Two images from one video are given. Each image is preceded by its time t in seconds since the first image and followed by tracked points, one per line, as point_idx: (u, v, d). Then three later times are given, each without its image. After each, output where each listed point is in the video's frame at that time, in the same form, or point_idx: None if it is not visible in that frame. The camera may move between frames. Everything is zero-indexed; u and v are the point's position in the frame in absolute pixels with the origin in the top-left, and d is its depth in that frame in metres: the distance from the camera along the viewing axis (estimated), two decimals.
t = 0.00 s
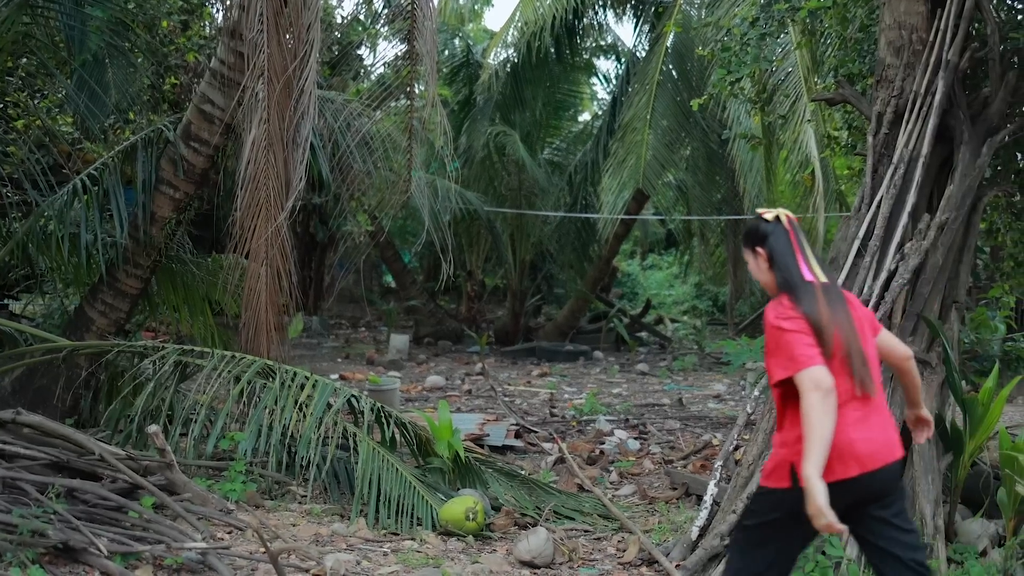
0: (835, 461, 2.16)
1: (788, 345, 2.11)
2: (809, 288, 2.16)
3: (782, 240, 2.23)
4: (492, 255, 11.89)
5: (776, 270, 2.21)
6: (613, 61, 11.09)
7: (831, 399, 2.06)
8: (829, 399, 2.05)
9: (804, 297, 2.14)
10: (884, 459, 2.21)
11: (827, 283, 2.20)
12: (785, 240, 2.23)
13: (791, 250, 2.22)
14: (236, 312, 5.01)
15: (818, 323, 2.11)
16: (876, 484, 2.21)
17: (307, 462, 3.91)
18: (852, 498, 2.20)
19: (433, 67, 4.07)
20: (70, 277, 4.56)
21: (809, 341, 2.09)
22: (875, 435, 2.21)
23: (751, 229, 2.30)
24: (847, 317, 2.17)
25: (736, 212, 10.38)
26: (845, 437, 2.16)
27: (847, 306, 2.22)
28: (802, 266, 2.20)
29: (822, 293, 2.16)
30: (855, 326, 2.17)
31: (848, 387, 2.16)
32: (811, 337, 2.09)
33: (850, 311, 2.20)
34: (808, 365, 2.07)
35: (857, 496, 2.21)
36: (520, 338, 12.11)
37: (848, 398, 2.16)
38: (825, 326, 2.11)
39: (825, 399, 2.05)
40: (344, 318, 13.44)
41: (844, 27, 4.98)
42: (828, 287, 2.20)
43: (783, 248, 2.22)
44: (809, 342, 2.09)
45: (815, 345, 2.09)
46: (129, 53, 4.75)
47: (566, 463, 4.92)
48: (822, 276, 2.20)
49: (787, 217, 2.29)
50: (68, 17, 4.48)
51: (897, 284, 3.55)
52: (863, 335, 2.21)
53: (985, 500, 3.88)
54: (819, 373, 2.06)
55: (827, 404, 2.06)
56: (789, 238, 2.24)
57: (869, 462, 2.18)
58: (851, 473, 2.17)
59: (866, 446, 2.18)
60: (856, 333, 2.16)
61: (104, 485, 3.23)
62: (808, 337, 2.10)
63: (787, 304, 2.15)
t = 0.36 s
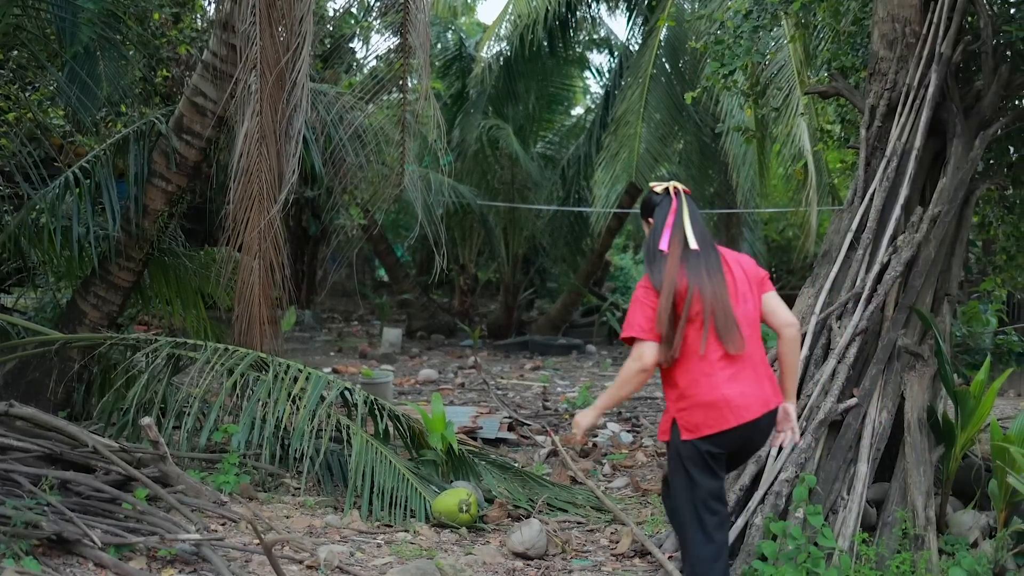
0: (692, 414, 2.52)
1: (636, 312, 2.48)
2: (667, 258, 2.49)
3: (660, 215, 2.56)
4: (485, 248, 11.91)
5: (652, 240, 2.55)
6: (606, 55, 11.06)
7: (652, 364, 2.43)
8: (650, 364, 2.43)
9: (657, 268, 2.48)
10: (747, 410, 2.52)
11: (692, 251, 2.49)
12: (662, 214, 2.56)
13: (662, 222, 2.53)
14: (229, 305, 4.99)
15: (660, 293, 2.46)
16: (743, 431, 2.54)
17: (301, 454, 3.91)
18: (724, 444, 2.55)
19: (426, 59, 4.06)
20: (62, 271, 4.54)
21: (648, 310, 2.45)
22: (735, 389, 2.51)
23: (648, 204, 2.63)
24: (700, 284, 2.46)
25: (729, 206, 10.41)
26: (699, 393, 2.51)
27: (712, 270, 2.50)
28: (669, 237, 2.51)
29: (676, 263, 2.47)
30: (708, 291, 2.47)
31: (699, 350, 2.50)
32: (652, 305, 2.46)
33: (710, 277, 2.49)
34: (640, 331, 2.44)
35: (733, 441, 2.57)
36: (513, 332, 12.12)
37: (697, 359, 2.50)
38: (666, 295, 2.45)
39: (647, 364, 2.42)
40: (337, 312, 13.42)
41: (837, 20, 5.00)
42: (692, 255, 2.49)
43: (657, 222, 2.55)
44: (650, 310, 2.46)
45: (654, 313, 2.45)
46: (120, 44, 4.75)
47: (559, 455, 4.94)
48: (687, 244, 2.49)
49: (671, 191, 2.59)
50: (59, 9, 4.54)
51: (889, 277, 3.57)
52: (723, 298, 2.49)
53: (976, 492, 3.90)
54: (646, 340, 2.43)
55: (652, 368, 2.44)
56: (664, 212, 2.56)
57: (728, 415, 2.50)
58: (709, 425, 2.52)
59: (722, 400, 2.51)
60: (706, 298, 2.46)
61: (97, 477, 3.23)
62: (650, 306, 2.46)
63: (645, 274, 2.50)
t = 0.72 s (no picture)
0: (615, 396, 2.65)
1: (582, 298, 2.66)
2: (613, 251, 2.67)
3: (609, 212, 2.76)
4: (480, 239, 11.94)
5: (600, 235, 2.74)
6: (601, 46, 10.94)
7: (597, 345, 2.60)
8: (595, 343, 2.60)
9: (603, 258, 2.67)
10: (670, 396, 2.65)
11: (637, 246, 2.68)
12: (611, 212, 2.76)
13: (611, 219, 2.73)
14: (223, 296, 4.97)
15: (605, 282, 2.63)
16: (660, 417, 2.67)
17: (296, 444, 3.93)
18: (638, 428, 2.65)
19: (421, 50, 4.07)
20: (56, 262, 4.51)
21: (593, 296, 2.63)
22: (660, 375, 2.64)
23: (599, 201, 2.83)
24: (641, 276, 2.64)
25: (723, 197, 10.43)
26: (625, 376, 2.64)
27: (654, 265, 2.68)
28: (617, 232, 2.71)
29: (621, 256, 2.66)
30: (648, 283, 2.64)
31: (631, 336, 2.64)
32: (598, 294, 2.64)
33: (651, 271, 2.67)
34: (585, 315, 2.63)
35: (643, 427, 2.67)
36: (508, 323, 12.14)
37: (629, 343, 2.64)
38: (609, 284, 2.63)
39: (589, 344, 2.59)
40: (331, 303, 13.41)
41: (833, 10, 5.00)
42: (636, 250, 2.68)
43: (606, 219, 2.75)
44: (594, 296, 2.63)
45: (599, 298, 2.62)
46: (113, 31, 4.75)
47: (554, 445, 4.96)
48: (632, 240, 2.68)
49: (619, 190, 2.79)
50: None
51: (884, 267, 3.58)
52: (659, 290, 2.67)
53: (968, 482, 3.93)
54: (590, 322, 2.61)
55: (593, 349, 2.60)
56: (612, 209, 2.76)
57: (650, 398, 2.63)
58: (629, 409, 2.63)
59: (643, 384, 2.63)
60: (647, 289, 2.63)
61: (92, 467, 3.22)
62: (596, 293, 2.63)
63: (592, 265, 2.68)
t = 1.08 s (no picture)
0: (582, 369, 2.95)
1: (557, 280, 2.94)
2: (585, 241, 2.96)
3: (580, 205, 3.05)
4: (476, 229, 11.95)
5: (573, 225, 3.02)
6: (596, 35, 10.89)
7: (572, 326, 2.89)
8: (573, 321, 2.88)
9: (577, 246, 2.95)
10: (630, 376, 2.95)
11: (608, 236, 2.99)
12: (584, 204, 3.05)
13: (584, 211, 3.02)
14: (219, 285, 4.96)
15: (578, 269, 2.92)
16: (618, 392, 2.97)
17: (293, 434, 3.94)
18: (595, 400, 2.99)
19: (416, 39, 4.03)
20: (51, 251, 4.50)
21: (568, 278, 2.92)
22: (624, 353, 2.95)
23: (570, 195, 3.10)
24: (612, 262, 2.95)
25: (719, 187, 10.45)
26: (591, 351, 2.95)
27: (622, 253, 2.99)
28: (590, 223, 2.99)
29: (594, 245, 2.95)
30: (617, 269, 2.95)
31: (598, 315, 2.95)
32: (571, 279, 2.93)
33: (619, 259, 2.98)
34: (561, 295, 2.91)
35: (604, 398, 2.99)
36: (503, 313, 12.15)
37: (598, 322, 2.94)
38: (583, 268, 2.92)
39: (567, 322, 2.87)
40: (327, 293, 13.40)
41: None
42: (607, 240, 2.98)
43: (579, 211, 3.03)
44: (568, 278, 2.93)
45: (573, 280, 2.92)
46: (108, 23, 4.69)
47: (550, 434, 4.97)
48: (604, 230, 2.98)
49: (591, 183, 3.06)
50: None
51: (880, 256, 3.59)
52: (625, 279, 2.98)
53: (962, 471, 3.95)
54: (566, 302, 2.89)
55: (569, 327, 2.88)
56: (585, 202, 3.04)
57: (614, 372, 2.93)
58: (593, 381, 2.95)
59: (607, 359, 2.94)
60: (614, 276, 2.94)
61: (90, 456, 3.22)
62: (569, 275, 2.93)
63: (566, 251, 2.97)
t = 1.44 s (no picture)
0: (560, 336, 3.43)
1: (534, 259, 3.44)
2: (557, 223, 3.45)
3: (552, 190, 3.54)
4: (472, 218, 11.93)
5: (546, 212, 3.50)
6: (593, 23, 10.74)
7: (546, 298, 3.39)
8: (547, 295, 3.38)
9: (550, 229, 3.44)
10: (604, 339, 3.43)
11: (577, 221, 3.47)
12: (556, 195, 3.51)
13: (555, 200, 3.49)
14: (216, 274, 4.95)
15: (550, 247, 3.41)
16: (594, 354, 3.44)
17: (291, 423, 3.93)
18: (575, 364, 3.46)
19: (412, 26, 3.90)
20: (48, 240, 4.48)
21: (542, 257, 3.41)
22: (594, 319, 3.43)
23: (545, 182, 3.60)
24: (581, 242, 3.44)
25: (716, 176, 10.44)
26: (565, 319, 3.43)
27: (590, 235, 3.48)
28: (562, 209, 3.47)
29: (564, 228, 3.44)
30: (586, 249, 3.43)
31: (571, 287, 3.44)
32: (545, 256, 3.42)
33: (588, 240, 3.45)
34: (538, 272, 3.41)
35: (583, 361, 3.46)
36: (500, 302, 12.15)
37: (571, 294, 3.42)
38: (555, 249, 3.41)
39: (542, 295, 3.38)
40: (324, 282, 13.39)
41: None
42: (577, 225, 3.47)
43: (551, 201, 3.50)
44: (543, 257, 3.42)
45: (547, 259, 3.41)
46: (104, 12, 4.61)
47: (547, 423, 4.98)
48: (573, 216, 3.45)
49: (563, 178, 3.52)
50: None
51: (878, 245, 3.60)
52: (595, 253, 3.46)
53: (959, 460, 3.96)
54: (539, 278, 3.39)
55: (544, 298, 3.39)
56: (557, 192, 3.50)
57: (591, 337, 3.41)
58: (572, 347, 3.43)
59: (579, 325, 3.41)
60: (583, 252, 3.42)
61: (88, 445, 3.22)
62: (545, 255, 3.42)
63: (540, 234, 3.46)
